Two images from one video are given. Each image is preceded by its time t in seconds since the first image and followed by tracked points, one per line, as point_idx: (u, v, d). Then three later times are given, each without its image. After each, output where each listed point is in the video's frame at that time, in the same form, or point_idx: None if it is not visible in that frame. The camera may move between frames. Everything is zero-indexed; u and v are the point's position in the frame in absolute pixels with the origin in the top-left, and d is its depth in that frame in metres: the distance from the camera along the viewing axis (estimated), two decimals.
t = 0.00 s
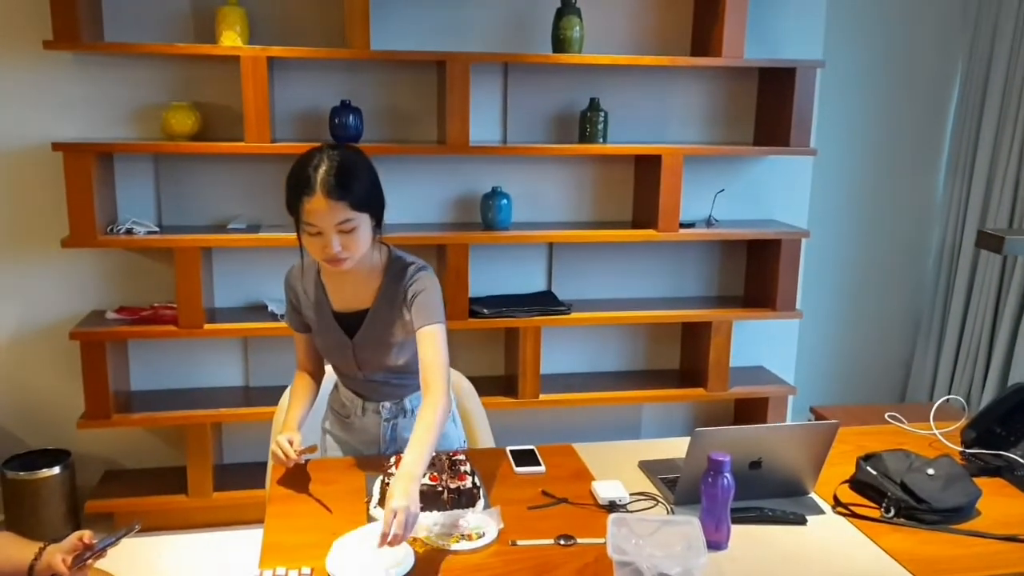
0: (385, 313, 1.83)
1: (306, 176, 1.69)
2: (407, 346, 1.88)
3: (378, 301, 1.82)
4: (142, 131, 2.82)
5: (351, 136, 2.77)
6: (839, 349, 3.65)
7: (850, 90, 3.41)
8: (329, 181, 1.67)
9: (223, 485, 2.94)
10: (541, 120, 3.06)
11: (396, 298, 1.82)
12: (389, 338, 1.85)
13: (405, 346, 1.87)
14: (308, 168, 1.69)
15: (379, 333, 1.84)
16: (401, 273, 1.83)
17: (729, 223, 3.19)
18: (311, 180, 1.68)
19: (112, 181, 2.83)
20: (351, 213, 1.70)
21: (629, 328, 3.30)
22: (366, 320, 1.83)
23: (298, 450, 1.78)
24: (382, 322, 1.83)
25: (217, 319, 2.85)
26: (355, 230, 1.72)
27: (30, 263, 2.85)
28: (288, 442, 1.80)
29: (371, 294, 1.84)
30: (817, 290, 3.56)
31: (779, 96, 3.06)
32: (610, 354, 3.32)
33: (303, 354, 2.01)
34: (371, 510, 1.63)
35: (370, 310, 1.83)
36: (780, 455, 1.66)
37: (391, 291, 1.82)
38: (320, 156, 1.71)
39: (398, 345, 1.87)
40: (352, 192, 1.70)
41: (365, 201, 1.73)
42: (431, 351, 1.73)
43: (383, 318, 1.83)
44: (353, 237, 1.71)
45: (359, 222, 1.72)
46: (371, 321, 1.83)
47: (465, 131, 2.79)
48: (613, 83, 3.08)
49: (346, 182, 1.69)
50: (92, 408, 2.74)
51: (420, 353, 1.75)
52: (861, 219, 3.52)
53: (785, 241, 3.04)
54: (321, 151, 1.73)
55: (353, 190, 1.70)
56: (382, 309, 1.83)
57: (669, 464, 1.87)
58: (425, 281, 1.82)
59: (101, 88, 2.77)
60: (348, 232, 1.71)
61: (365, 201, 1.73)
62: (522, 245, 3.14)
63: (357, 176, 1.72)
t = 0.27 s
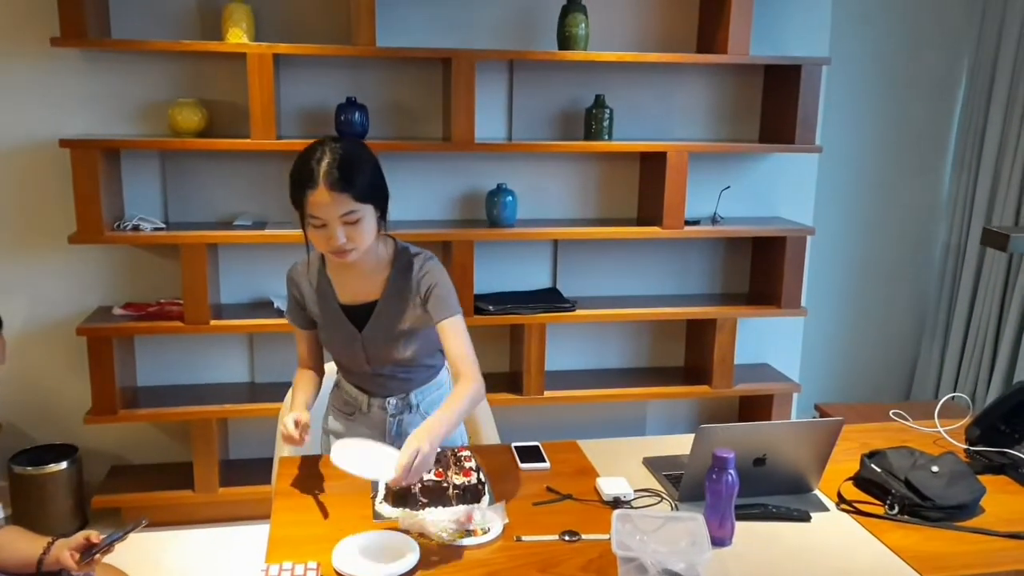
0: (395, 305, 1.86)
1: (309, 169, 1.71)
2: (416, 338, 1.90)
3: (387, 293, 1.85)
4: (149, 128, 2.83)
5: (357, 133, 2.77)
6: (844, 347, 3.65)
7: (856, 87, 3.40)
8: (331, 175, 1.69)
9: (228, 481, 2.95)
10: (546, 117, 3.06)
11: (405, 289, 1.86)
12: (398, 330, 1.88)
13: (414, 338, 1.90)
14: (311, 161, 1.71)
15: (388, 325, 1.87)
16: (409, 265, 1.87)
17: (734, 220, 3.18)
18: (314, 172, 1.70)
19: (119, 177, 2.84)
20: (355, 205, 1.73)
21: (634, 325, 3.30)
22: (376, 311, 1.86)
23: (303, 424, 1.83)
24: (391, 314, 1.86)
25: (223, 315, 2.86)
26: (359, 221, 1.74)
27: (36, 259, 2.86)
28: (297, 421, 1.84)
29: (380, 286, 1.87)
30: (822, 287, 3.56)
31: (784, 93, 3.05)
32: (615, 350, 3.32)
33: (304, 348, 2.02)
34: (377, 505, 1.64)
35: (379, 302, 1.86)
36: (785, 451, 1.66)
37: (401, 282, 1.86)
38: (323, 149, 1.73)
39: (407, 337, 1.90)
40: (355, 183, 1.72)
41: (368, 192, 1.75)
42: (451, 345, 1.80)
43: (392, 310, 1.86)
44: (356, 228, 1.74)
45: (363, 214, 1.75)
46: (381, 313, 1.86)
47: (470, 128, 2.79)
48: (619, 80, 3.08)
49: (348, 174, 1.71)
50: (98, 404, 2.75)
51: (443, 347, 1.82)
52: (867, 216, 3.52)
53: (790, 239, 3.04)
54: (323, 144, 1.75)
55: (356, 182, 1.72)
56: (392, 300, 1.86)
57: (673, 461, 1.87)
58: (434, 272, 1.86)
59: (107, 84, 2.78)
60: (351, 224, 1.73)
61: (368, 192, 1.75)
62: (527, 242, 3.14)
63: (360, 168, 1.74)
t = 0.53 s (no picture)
0: (408, 292, 1.96)
1: (316, 156, 1.79)
2: (427, 324, 2.00)
3: (402, 280, 1.95)
4: (155, 124, 2.84)
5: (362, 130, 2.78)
6: (848, 344, 3.65)
7: (861, 83, 3.40)
8: (336, 161, 1.77)
9: (233, 476, 2.96)
10: (551, 114, 3.07)
11: (419, 277, 1.96)
12: (410, 318, 1.98)
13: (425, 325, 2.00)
14: (317, 148, 1.79)
15: (403, 311, 1.96)
16: (421, 253, 1.97)
17: (739, 217, 3.19)
18: (320, 159, 1.78)
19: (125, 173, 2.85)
20: (361, 189, 1.80)
21: (638, 321, 3.31)
22: (390, 298, 1.95)
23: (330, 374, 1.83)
24: (405, 300, 1.96)
25: (228, 311, 2.87)
26: (365, 206, 1.81)
27: (42, 254, 2.87)
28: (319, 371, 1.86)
29: (393, 274, 1.97)
30: (827, 284, 3.56)
31: (790, 90, 3.05)
32: (619, 347, 3.32)
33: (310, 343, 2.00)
34: (381, 500, 1.65)
35: (395, 290, 1.95)
36: (788, 447, 1.66)
37: (413, 269, 1.96)
38: (329, 136, 1.81)
39: (418, 324, 1.99)
40: (360, 169, 1.79)
41: (374, 177, 1.82)
42: (456, 335, 1.95)
43: (407, 297, 1.96)
44: (363, 212, 1.81)
45: (369, 198, 1.82)
46: (396, 299, 1.95)
47: (475, 124, 2.80)
48: (623, 77, 3.09)
49: (354, 160, 1.78)
50: (104, 399, 2.77)
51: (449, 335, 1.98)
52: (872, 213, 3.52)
53: (794, 236, 3.04)
54: (329, 131, 1.82)
55: (361, 167, 1.79)
56: (405, 287, 1.96)
57: (677, 456, 1.88)
58: (445, 259, 1.98)
59: (114, 81, 2.79)
60: (358, 207, 1.81)
61: (374, 176, 1.82)
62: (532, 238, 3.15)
63: (365, 153, 1.81)
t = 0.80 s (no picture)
0: (410, 285, 1.97)
1: (319, 148, 1.80)
2: (428, 317, 2.02)
3: (405, 274, 1.96)
4: (158, 123, 2.85)
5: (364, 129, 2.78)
6: (850, 343, 3.65)
7: (863, 82, 3.40)
8: (339, 152, 1.78)
9: (236, 474, 2.97)
10: (553, 113, 3.07)
11: (421, 271, 1.97)
12: (412, 310, 1.98)
13: (426, 320, 2.01)
14: (321, 141, 1.81)
15: (405, 304, 1.97)
16: (423, 247, 1.98)
17: (741, 216, 3.19)
18: (323, 151, 1.79)
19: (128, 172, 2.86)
20: (363, 182, 1.80)
21: (640, 320, 3.31)
22: (393, 291, 1.96)
23: (340, 362, 1.81)
24: (407, 293, 1.97)
25: (231, 310, 2.88)
26: (367, 198, 1.82)
27: (45, 252, 2.88)
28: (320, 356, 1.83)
29: (396, 268, 1.97)
30: (829, 282, 3.56)
31: (792, 89, 3.05)
32: (621, 346, 3.33)
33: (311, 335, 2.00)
34: (383, 499, 1.65)
35: (398, 284, 1.96)
36: (789, 447, 1.66)
37: (416, 263, 1.97)
38: (332, 129, 1.82)
39: (419, 317, 2.00)
40: (362, 161, 1.79)
41: (377, 169, 1.82)
42: (444, 331, 1.98)
43: (409, 291, 1.97)
44: (365, 204, 1.82)
45: (371, 190, 1.82)
46: (398, 293, 1.96)
47: (477, 123, 2.80)
48: (625, 76, 3.09)
49: (356, 152, 1.79)
50: (107, 397, 2.77)
51: (437, 330, 2.00)
52: (874, 211, 3.52)
53: (796, 235, 3.04)
54: (333, 125, 1.84)
55: (364, 160, 1.80)
56: (408, 280, 1.96)
57: (678, 455, 1.88)
58: (448, 254, 2.00)
59: (117, 80, 2.80)
60: (360, 200, 1.81)
61: (377, 170, 1.83)
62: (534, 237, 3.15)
63: (369, 146, 1.82)
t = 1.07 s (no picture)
0: (407, 284, 1.96)
1: (315, 147, 1.80)
2: (423, 317, 2.01)
3: (400, 272, 1.96)
4: (157, 125, 2.84)
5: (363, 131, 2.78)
6: (849, 344, 3.64)
7: (863, 84, 3.39)
8: (336, 153, 1.78)
9: (234, 476, 2.96)
10: (552, 114, 3.07)
11: (417, 269, 1.97)
12: (409, 309, 1.98)
13: (421, 319, 2.01)
14: (317, 140, 1.81)
15: (401, 303, 1.96)
16: (419, 246, 1.98)
17: (740, 218, 3.18)
18: (319, 151, 1.79)
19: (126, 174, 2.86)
20: (360, 181, 1.80)
21: (639, 322, 3.31)
22: (389, 289, 1.95)
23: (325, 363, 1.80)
24: (403, 292, 1.96)
25: (229, 311, 2.88)
26: (364, 197, 1.81)
27: (44, 253, 2.88)
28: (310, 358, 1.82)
29: (392, 267, 1.97)
30: (828, 284, 3.56)
31: (791, 90, 3.04)
32: (620, 347, 3.32)
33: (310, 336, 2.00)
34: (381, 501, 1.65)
35: (393, 282, 1.95)
36: (787, 450, 1.66)
37: (412, 262, 1.96)
38: (329, 129, 1.82)
39: (416, 316, 1.99)
40: (359, 161, 1.79)
41: (373, 169, 1.82)
42: (438, 331, 1.98)
43: (405, 289, 1.96)
44: (361, 204, 1.82)
45: (367, 190, 1.82)
46: (394, 291, 1.96)
47: (476, 125, 2.79)
48: (625, 78, 3.08)
49: (353, 152, 1.79)
50: (106, 399, 2.77)
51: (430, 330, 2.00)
52: (873, 213, 3.51)
53: (796, 237, 3.03)
54: (330, 125, 1.84)
55: (360, 160, 1.80)
56: (404, 279, 1.96)
57: (677, 458, 1.88)
58: (444, 254, 1.99)
59: (115, 81, 2.80)
60: (357, 199, 1.81)
61: (373, 170, 1.83)
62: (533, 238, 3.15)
63: (365, 146, 1.82)
